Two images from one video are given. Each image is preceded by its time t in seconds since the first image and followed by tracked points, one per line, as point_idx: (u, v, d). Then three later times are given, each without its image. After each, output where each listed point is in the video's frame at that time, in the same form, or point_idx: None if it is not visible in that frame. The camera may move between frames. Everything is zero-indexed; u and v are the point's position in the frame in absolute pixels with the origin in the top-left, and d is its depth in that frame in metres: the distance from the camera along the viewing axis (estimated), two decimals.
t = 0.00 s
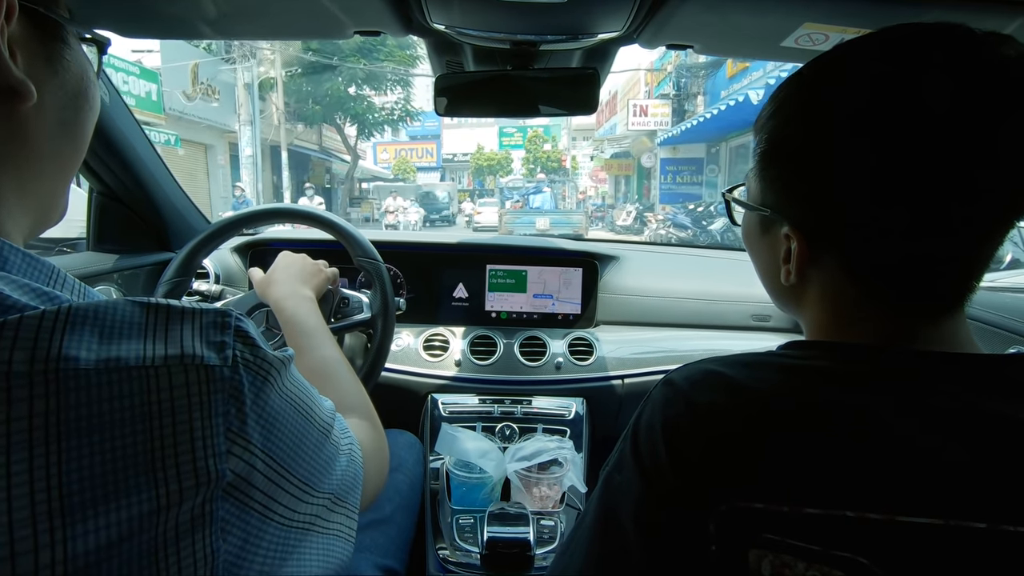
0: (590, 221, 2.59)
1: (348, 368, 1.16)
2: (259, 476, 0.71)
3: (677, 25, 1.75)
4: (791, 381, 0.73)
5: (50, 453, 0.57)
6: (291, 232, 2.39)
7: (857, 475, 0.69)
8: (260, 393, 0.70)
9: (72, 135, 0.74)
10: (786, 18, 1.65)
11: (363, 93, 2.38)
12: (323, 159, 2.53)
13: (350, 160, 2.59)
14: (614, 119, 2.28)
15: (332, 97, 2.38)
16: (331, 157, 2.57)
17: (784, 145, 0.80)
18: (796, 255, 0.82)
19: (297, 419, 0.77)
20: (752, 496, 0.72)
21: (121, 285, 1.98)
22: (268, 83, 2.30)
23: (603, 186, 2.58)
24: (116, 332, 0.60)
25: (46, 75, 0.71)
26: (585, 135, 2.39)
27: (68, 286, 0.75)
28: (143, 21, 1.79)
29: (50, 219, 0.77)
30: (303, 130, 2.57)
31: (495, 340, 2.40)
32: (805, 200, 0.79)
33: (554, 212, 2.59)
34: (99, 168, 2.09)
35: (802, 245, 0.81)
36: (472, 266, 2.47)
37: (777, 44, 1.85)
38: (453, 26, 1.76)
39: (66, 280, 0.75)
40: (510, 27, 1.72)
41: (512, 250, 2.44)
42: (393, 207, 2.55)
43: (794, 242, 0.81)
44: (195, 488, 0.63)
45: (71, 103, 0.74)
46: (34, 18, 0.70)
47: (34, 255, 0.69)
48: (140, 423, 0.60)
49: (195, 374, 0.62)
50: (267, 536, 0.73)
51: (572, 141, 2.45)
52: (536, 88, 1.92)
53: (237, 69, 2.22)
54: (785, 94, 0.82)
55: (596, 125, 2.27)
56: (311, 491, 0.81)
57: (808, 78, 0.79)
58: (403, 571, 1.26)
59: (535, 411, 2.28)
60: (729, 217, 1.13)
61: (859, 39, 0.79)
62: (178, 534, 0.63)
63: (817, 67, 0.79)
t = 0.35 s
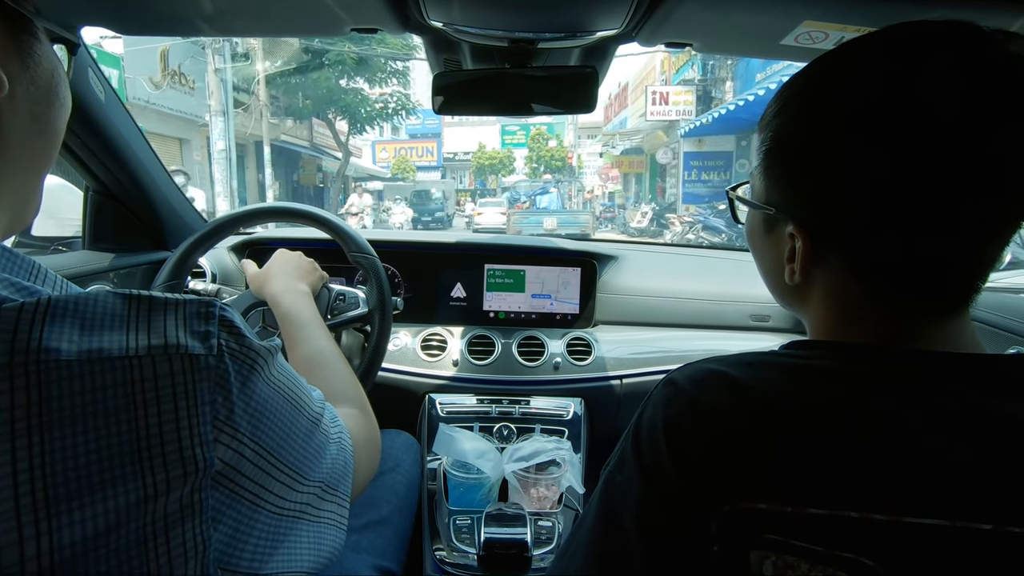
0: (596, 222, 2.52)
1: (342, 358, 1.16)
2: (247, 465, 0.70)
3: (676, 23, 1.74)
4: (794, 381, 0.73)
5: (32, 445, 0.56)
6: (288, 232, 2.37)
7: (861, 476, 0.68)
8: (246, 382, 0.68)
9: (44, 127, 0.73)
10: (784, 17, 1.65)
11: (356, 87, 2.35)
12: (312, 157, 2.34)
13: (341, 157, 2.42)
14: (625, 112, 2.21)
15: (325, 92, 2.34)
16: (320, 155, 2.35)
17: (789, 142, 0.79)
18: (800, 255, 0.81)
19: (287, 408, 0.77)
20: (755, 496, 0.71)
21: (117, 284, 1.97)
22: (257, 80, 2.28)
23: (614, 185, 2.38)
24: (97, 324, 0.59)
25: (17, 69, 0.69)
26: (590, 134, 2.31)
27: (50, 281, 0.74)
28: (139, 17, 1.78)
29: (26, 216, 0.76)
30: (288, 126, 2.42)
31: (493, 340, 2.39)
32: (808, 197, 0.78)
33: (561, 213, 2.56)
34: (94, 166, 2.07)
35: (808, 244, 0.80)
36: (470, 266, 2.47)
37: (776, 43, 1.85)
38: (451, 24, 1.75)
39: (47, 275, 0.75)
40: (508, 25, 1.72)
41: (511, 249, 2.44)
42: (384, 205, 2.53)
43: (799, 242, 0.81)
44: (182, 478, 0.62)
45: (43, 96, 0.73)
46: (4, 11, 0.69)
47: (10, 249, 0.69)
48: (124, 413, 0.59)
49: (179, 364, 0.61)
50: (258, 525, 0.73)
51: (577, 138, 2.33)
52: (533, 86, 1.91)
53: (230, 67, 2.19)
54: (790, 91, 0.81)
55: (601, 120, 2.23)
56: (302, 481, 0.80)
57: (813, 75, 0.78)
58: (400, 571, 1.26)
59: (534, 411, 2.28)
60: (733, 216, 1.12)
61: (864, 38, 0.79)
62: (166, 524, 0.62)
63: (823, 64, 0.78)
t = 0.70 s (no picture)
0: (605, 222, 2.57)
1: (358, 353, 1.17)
2: (253, 453, 0.71)
3: (677, 29, 1.76)
4: (791, 382, 0.74)
5: (44, 434, 0.57)
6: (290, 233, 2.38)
7: (856, 477, 0.69)
8: (251, 373, 0.69)
9: (51, 132, 0.75)
10: (784, 23, 1.67)
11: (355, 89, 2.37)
12: (304, 153, 2.45)
13: (333, 152, 2.54)
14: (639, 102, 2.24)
15: (315, 85, 2.30)
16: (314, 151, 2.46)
17: (789, 145, 0.80)
18: (803, 262, 0.82)
19: (290, 399, 0.77)
20: (752, 498, 0.72)
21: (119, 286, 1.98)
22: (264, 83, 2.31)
23: (626, 184, 2.42)
24: (104, 320, 0.61)
25: (24, 76, 0.71)
26: (597, 132, 2.37)
27: (56, 282, 0.74)
28: (144, 22, 1.79)
29: (33, 221, 0.77)
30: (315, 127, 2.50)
31: (494, 342, 2.40)
32: (810, 199, 0.79)
33: (571, 214, 2.59)
34: (97, 168, 2.08)
35: (812, 249, 0.80)
36: (470, 268, 2.48)
37: (776, 49, 1.86)
38: (453, 30, 1.76)
39: (54, 277, 0.75)
40: (510, 31, 1.73)
41: (511, 252, 2.44)
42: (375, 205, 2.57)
43: (802, 248, 0.81)
44: (190, 465, 0.63)
45: (49, 103, 0.75)
46: (13, 21, 0.71)
47: (21, 250, 0.70)
48: (131, 403, 0.60)
49: (185, 355, 0.62)
50: (263, 513, 0.74)
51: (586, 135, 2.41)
52: (534, 91, 1.92)
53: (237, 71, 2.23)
54: (785, 97, 0.82)
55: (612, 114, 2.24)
56: (305, 469, 0.81)
57: (809, 80, 0.79)
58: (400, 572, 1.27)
59: (534, 413, 2.28)
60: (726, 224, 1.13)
61: (859, 45, 0.79)
62: (175, 512, 0.63)
63: (817, 70, 0.79)
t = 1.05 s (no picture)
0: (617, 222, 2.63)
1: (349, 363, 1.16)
2: (255, 465, 0.70)
3: (678, 28, 1.75)
4: (792, 381, 0.73)
5: (44, 443, 0.56)
6: (288, 233, 2.37)
7: (857, 476, 0.69)
8: (254, 384, 0.69)
9: (64, 131, 0.74)
10: (784, 22, 1.66)
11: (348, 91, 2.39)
12: (291, 148, 2.50)
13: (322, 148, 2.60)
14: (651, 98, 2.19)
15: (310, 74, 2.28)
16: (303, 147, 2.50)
17: (789, 149, 0.79)
18: (807, 261, 0.81)
19: (294, 409, 0.77)
20: (753, 497, 0.72)
21: (117, 286, 1.97)
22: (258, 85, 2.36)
23: (638, 182, 2.49)
24: (109, 325, 0.60)
25: (38, 75, 0.70)
26: (605, 130, 2.37)
27: (61, 285, 0.74)
28: (143, 20, 1.78)
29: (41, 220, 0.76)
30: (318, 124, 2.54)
31: (493, 343, 2.40)
32: (809, 202, 0.78)
33: (582, 214, 2.62)
34: (94, 167, 2.07)
35: (814, 251, 0.80)
36: (470, 268, 2.47)
37: (776, 48, 1.86)
38: (452, 28, 1.76)
39: (59, 280, 0.74)
40: (509, 30, 1.73)
41: (511, 252, 2.44)
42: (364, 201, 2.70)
43: (805, 248, 0.80)
44: (192, 478, 0.62)
45: (63, 101, 0.74)
46: (23, 17, 0.70)
47: (25, 253, 0.69)
48: (134, 413, 0.60)
49: (189, 364, 0.62)
50: (265, 527, 0.73)
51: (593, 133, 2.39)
52: (533, 90, 1.92)
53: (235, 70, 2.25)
54: (782, 101, 0.81)
55: (624, 108, 2.24)
56: (307, 482, 0.81)
57: (809, 82, 0.78)
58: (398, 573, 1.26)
59: (534, 414, 2.27)
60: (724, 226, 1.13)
61: (863, 43, 0.78)
62: (176, 525, 0.62)
63: (819, 70, 0.78)
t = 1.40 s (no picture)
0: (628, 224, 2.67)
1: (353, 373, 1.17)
2: (256, 462, 0.70)
3: (681, 25, 1.74)
4: (793, 379, 0.73)
5: (45, 434, 0.57)
6: (288, 230, 2.36)
7: (858, 475, 0.68)
8: (256, 380, 0.68)
9: (62, 121, 0.74)
10: (788, 20, 1.66)
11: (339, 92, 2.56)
12: (279, 142, 2.66)
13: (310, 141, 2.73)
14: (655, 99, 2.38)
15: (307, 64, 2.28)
16: (289, 140, 2.68)
17: (793, 144, 0.79)
18: (844, 258, 0.77)
19: (295, 405, 0.77)
20: (754, 497, 0.72)
21: (118, 281, 1.97)
22: (254, 84, 2.46)
23: (652, 178, 2.61)
24: (110, 317, 0.59)
25: (35, 67, 0.70)
26: (614, 126, 2.38)
27: (61, 279, 0.74)
28: (147, 16, 1.78)
29: (47, 215, 0.77)
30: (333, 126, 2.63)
31: (494, 341, 2.39)
32: (817, 195, 0.78)
33: (594, 214, 2.66)
34: (95, 162, 2.07)
35: (839, 248, 0.77)
36: (471, 266, 2.47)
37: (780, 46, 1.85)
38: (455, 24, 1.75)
39: (60, 275, 0.74)
40: (512, 26, 1.72)
41: (512, 250, 2.44)
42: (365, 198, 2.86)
43: (842, 242, 0.76)
44: (193, 471, 0.62)
45: (61, 91, 0.74)
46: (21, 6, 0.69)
47: (27, 247, 0.68)
48: (134, 405, 0.60)
49: (191, 357, 0.61)
50: (267, 523, 0.73)
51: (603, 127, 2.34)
52: (536, 88, 1.91)
53: (233, 64, 2.26)
54: (783, 97, 0.81)
55: (641, 97, 2.37)
56: (307, 479, 0.80)
57: (813, 77, 0.77)
58: (399, 570, 1.26)
59: (534, 412, 2.28)
60: (717, 232, 1.13)
61: (870, 45, 0.77)
62: (177, 519, 0.62)
63: (825, 65, 0.77)
